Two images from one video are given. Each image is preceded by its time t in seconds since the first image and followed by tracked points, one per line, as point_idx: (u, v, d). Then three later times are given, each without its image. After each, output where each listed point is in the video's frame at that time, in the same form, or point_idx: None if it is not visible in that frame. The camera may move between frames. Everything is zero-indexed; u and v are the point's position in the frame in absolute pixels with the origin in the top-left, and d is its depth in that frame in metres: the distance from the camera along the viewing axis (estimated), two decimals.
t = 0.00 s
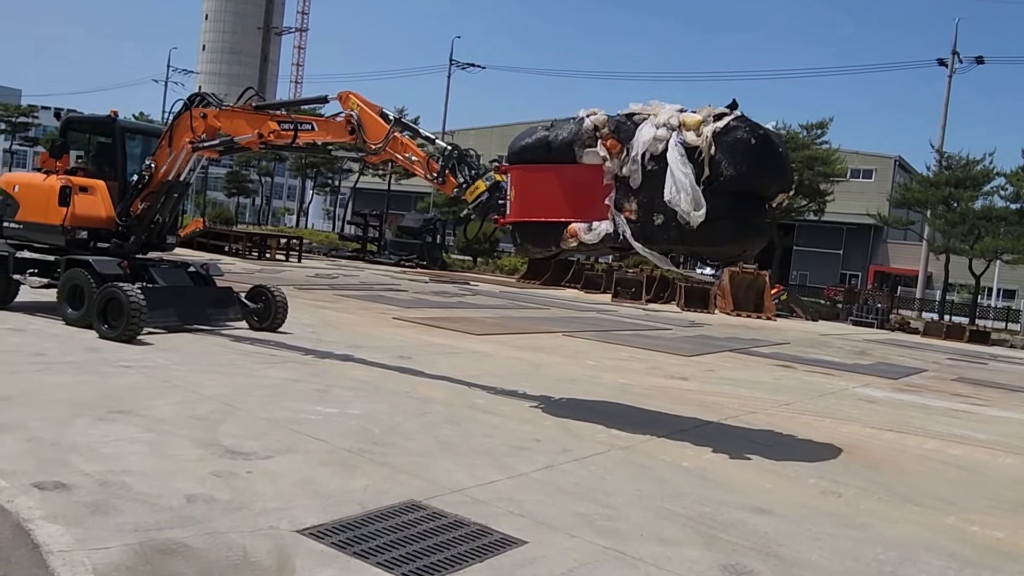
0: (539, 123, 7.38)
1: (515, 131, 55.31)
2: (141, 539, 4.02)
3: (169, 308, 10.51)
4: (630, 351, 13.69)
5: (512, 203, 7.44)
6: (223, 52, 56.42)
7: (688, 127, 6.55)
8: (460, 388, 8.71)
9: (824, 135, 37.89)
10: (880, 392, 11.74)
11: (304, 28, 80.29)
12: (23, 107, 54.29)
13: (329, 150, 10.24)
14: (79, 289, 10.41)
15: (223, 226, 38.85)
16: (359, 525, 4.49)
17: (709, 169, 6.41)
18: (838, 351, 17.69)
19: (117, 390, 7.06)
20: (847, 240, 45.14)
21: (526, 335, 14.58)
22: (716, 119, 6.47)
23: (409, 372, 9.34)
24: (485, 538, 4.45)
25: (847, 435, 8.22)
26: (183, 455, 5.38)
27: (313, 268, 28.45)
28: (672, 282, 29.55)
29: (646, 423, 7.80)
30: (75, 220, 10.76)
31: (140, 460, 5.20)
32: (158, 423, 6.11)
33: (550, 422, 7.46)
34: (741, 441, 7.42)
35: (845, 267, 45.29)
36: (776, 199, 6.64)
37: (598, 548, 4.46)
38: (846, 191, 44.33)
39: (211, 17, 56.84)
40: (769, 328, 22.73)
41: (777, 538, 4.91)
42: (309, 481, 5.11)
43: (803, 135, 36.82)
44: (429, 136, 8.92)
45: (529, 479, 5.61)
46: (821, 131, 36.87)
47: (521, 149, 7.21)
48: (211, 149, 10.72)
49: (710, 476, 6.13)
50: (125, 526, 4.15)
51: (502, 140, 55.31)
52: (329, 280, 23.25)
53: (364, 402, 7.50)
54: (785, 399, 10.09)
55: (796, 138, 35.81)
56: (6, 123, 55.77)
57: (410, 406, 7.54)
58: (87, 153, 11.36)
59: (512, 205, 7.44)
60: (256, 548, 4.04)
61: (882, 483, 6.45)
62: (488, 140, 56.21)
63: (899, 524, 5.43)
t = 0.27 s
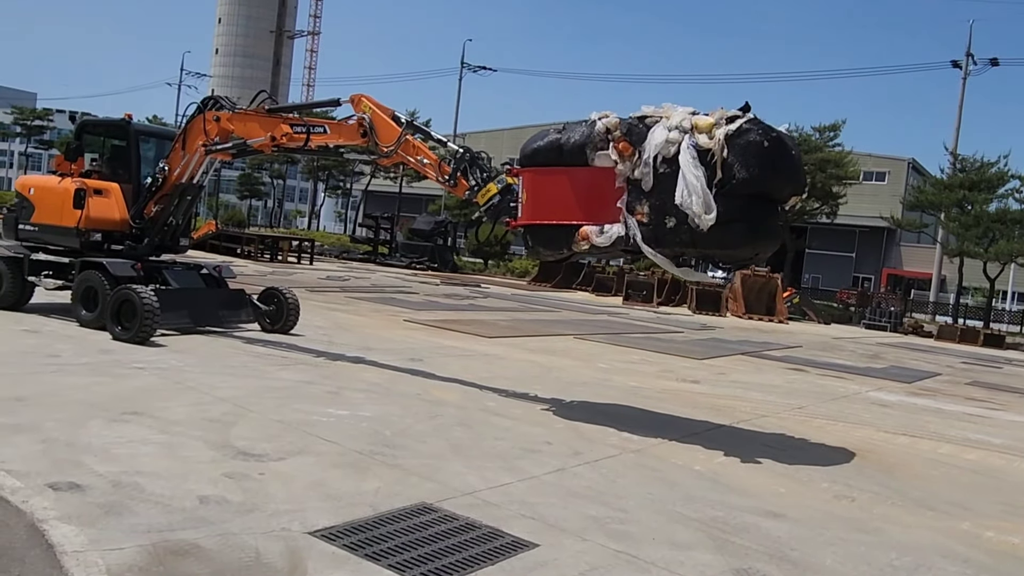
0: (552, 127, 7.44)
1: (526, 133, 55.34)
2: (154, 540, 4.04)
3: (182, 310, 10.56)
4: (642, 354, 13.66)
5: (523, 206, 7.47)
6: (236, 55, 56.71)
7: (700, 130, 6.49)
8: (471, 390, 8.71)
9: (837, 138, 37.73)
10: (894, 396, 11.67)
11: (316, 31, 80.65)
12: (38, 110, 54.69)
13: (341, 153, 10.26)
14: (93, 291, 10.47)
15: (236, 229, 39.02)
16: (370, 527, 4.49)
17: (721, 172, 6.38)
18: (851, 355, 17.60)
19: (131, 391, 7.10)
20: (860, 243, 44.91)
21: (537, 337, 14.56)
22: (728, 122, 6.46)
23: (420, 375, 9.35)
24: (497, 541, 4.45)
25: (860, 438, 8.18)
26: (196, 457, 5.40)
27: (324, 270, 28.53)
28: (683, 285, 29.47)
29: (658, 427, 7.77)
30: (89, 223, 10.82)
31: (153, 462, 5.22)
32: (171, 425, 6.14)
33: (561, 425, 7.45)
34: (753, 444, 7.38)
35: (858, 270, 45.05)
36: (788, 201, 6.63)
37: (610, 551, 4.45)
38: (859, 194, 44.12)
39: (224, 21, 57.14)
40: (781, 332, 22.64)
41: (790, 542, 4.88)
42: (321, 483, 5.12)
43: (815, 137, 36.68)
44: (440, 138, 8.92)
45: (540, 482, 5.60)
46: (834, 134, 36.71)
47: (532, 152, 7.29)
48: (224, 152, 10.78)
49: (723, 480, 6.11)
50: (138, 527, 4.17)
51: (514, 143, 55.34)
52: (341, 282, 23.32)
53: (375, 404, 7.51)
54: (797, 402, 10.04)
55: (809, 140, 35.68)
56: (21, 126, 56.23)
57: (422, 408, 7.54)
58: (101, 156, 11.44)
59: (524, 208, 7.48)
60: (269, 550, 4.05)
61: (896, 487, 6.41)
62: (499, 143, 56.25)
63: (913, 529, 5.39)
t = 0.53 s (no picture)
0: (564, 130, 7.45)
1: (539, 138, 55.38)
2: (168, 542, 4.06)
3: (197, 314, 10.63)
4: (655, 359, 13.63)
5: (536, 210, 7.49)
6: (251, 61, 57.05)
7: (713, 134, 6.49)
8: (483, 395, 8.71)
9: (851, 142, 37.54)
10: (909, 401, 11.59)
11: (329, 36, 81.09)
12: (55, 116, 55.17)
13: (354, 157, 10.29)
14: (108, 295, 10.55)
15: (250, 233, 39.23)
16: (383, 531, 4.50)
17: (735, 177, 6.35)
18: (866, 360, 17.48)
19: (146, 394, 7.14)
20: (875, 247, 44.66)
21: (549, 341, 14.55)
22: (741, 126, 6.44)
23: (433, 379, 9.36)
24: (509, 545, 4.45)
25: (875, 444, 8.12)
26: (210, 460, 5.43)
27: (337, 274, 28.64)
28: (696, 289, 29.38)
29: (671, 431, 7.76)
30: (105, 227, 10.91)
31: (168, 465, 5.26)
32: (185, 428, 6.17)
33: (573, 429, 7.45)
34: (766, 450, 7.35)
35: (873, 274, 44.79)
36: (802, 205, 6.59)
37: (623, 557, 4.44)
38: (873, 197, 43.88)
39: (238, 26, 57.50)
40: (795, 336, 22.52)
41: (805, 548, 4.85)
42: (334, 487, 5.14)
43: (830, 141, 36.52)
44: (453, 143, 8.94)
45: (553, 487, 5.60)
46: (848, 137, 36.54)
47: (544, 156, 7.28)
48: (238, 157, 10.86)
49: (736, 485, 6.08)
50: (153, 530, 4.19)
51: (526, 147, 55.38)
52: (354, 286, 23.39)
53: (388, 408, 7.52)
54: (811, 407, 9.99)
55: (823, 144, 35.52)
56: (38, 132, 56.79)
57: (434, 412, 7.55)
58: (117, 161, 11.51)
59: (536, 212, 7.49)
60: (281, 553, 4.07)
61: (911, 493, 6.36)
62: (512, 147, 56.32)
63: (928, 536, 5.35)
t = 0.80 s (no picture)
0: (579, 136, 7.43)
1: (554, 143, 55.44)
2: (184, 547, 4.08)
3: (213, 319, 10.69)
4: (670, 364, 13.58)
5: (550, 216, 7.49)
6: (267, 67, 57.45)
7: (729, 139, 6.47)
8: (498, 400, 8.71)
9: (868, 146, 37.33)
10: (927, 408, 11.49)
11: (345, 43, 81.55)
12: (75, 123, 55.71)
13: (370, 163, 10.32)
14: (126, 300, 10.64)
15: (266, 239, 39.46)
16: (397, 536, 4.51)
17: (750, 182, 6.32)
18: (883, 366, 17.35)
19: (163, 399, 7.19)
20: (893, 252, 44.35)
21: (564, 347, 14.53)
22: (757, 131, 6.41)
23: (447, 384, 9.36)
24: (523, 551, 4.44)
25: (893, 451, 8.05)
26: (226, 465, 5.46)
27: (353, 279, 28.74)
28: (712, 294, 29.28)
29: (686, 438, 7.72)
30: (123, 233, 10.99)
31: (184, 469, 5.28)
32: (202, 433, 6.21)
33: (588, 435, 7.43)
34: (783, 456, 7.30)
35: (890, 280, 44.47)
36: (819, 211, 6.57)
37: (638, 563, 4.43)
38: (891, 202, 43.60)
39: (255, 33, 57.92)
40: (812, 342, 22.38)
41: (821, 556, 4.82)
42: (349, 492, 5.15)
43: (846, 145, 36.33)
44: (468, 148, 8.95)
45: (567, 493, 5.59)
46: (865, 142, 36.34)
47: (559, 163, 7.27)
48: (255, 163, 10.93)
49: (752, 492, 6.05)
50: (169, 534, 4.22)
51: (541, 152, 55.44)
52: (370, 291, 23.47)
53: (403, 413, 7.54)
54: (828, 414, 9.92)
55: (840, 149, 35.35)
56: (58, 138, 57.39)
57: (449, 418, 7.55)
58: (136, 167, 11.66)
59: (551, 218, 7.48)
60: (297, 558, 4.08)
61: (930, 501, 6.30)
62: (527, 152, 56.39)
63: (947, 544, 5.30)
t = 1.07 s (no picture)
0: (595, 142, 7.45)
1: (571, 148, 55.41)
2: (202, 550, 4.11)
3: (232, 324, 10.76)
4: (687, 370, 13.52)
5: (567, 221, 7.50)
6: (286, 73, 57.85)
7: (746, 145, 6.44)
8: (514, 405, 8.71)
9: (888, 151, 37.05)
10: (948, 415, 11.37)
11: (363, 49, 82.02)
12: (96, 129, 56.27)
13: (387, 168, 10.37)
14: (146, 305, 10.73)
15: (284, 244, 39.69)
16: (413, 541, 4.51)
17: (768, 188, 6.28)
18: (903, 373, 17.18)
19: (181, 403, 7.24)
20: (913, 258, 43.96)
21: (581, 352, 14.50)
22: (775, 137, 6.38)
23: (464, 389, 9.37)
24: (539, 558, 4.43)
25: (913, 459, 7.97)
26: (244, 469, 5.49)
27: (370, 284, 28.83)
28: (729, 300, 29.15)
29: (703, 444, 7.68)
30: (144, 238, 11.10)
31: (203, 472, 5.32)
32: (220, 436, 6.25)
33: (605, 441, 7.41)
34: (801, 464, 7.25)
35: (911, 286, 44.08)
36: (837, 216, 6.53)
37: (654, 571, 4.41)
38: (911, 208, 43.24)
39: (274, 40, 58.35)
40: (830, 348, 22.20)
41: (840, 565, 4.78)
42: (365, 496, 5.17)
43: (866, 151, 36.09)
44: (485, 154, 8.96)
45: (583, 499, 5.57)
46: (884, 147, 36.07)
47: (576, 168, 7.32)
48: (273, 168, 10.99)
49: (769, 500, 6.01)
50: (188, 537, 4.24)
51: (558, 158, 55.43)
52: (386, 296, 23.54)
53: (419, 418, 7.55)
54: (847, 421, 9.84)
55: (859, 154, 35.11)
56: (80, 144, 58.08)
57: (465, 423, 7.56)
58: (156, 173, 11.71)
59: (567, 224, 7.50)
60: (313, 562, 4.10)
61: (951, 510, 6.23)
62: (543, 158, 56.42)
63: (968, 554, 5.24)
